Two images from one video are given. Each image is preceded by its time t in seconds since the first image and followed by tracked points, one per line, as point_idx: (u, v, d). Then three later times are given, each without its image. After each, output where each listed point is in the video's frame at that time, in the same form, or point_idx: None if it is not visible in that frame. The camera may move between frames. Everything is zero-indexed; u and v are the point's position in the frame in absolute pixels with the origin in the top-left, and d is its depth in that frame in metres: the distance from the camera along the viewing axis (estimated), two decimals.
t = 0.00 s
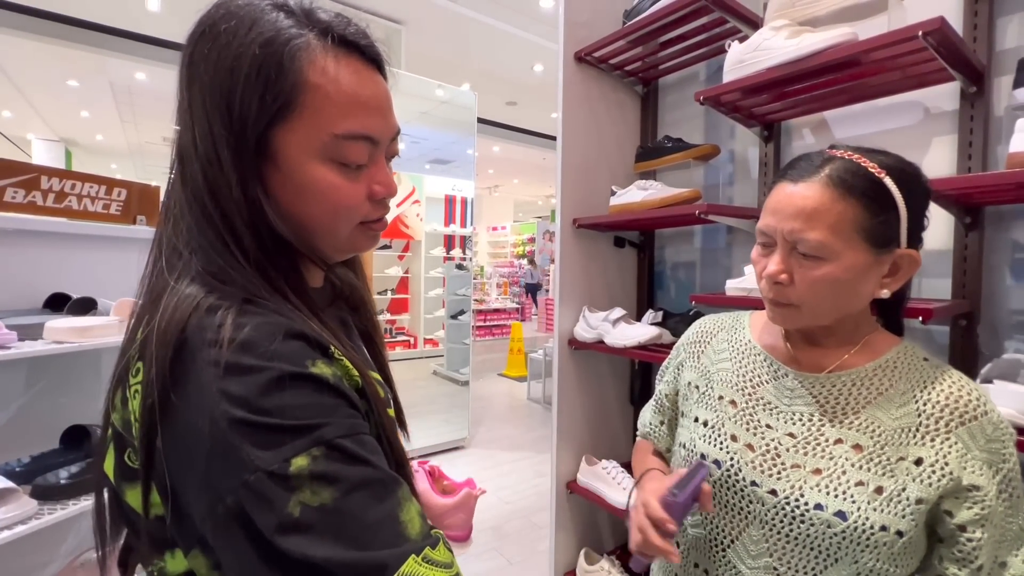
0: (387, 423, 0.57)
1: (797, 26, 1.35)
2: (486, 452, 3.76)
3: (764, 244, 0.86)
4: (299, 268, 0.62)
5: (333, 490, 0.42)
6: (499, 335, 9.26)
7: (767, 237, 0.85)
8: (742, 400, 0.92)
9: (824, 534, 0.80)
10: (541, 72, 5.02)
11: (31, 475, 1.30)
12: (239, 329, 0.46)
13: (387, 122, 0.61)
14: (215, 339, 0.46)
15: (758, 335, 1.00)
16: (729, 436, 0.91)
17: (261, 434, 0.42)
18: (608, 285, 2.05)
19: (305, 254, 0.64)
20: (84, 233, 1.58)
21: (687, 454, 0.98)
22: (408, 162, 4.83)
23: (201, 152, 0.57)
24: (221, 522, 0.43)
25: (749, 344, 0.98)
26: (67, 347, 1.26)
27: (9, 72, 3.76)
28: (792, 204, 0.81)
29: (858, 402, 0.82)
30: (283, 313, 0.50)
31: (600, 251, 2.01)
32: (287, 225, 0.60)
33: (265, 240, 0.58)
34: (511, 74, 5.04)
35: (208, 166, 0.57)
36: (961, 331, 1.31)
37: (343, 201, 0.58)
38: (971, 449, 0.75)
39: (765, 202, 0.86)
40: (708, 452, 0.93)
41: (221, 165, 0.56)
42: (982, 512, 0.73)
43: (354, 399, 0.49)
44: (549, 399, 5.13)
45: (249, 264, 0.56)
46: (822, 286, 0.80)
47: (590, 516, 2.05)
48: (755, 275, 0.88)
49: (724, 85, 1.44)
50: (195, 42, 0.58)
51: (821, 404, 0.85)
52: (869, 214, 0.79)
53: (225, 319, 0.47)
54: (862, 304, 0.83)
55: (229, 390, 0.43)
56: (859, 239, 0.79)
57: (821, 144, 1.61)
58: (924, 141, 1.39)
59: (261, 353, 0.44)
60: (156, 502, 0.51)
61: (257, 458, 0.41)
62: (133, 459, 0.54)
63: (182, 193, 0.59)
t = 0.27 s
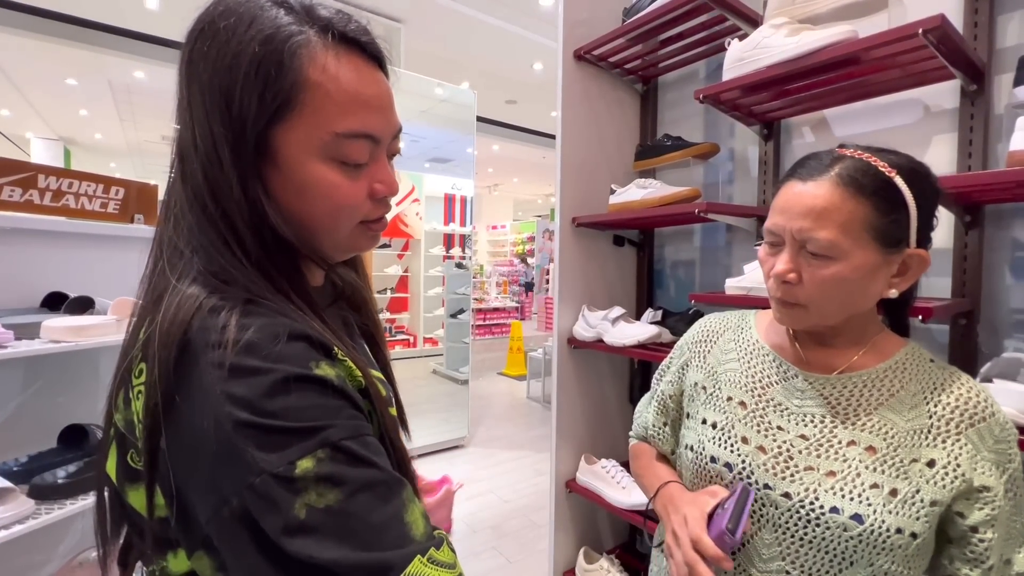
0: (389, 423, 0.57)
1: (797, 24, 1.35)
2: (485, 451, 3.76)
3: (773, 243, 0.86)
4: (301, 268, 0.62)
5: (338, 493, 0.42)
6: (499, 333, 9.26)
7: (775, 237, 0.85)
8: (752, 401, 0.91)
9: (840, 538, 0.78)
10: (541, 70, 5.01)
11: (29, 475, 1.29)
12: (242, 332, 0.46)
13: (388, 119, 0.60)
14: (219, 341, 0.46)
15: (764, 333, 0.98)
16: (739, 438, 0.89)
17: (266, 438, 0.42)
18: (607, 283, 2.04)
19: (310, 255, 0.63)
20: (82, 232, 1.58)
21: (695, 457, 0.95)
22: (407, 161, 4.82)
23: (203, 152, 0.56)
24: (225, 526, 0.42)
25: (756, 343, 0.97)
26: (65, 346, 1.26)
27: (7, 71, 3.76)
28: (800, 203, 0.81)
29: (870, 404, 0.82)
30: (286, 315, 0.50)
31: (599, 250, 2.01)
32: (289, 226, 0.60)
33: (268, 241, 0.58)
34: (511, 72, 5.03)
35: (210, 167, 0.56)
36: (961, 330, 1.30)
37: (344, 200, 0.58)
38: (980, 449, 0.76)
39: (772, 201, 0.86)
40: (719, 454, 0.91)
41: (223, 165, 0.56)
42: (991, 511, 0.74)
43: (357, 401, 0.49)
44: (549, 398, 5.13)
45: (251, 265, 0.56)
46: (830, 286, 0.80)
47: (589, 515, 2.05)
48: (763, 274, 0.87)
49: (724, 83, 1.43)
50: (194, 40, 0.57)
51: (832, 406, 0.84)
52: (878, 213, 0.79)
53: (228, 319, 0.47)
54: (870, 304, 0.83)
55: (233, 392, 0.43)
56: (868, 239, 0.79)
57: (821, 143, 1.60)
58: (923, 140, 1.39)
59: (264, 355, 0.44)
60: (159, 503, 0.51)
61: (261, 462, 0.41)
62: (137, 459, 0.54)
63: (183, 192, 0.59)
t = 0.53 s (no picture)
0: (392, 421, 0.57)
1: (798, 22, 1.34)
2: (484, 450, 3.76)
3: (776, 243, 0.86)
4: (303, 266, 0.62)
5: (340, 492, 0.41)
6: (498, 332, 9.26)
7: (778, 237, 0.84)
8: (755, 400, 0.90)
9: (842, 537, 0.78)
10: (540, 69, 5.01)
11: (27, 474, 1.29)
12: (245, 331, 0.45)
13: (390, 115, 0.60)
14: (220, 342, 0.45)
15: (769, 331, 0.98)
16: (742, 436, 0.89)
17: (267, 437, 0.41)
18: (606, 282, 2.04)
19: (313, 250, 0.63)
20: (79, 230, 1.57)
21: (697, 455, 0.95)
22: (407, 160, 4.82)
23: (205, 149, 0.56)
24: (227, 524, 0.42)
25: (761, 342, 0.96)
26: (62, 345, 1.26)
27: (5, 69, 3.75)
28: (804, 204, 0.80)
29: (874, 404, 0.81)
30: (287, 314, 0.50)
31: (599, 248, 2.00)
32: (292, 224, 0.59)
33: (271, 239, 0.57)
34: (510, 70, 5.03)
35: (212, 164, 0.56)
36: (961, 329, 1.30)
37: (346, 197, 0.57)
38: (986, 451, 0.75)
39: (776, 201, 0.86)
40: (721, 452, 0.90)
41: (225, 162, 0.55)
42: (997, 513, 0.74)
43: (359, 401, 0.48)
44: (548, 396, 5.13)
45: (253, 264, 0.55)
46: (835, 286, 0.80)
47: (589, 513, 2.05)
48: (767, 275, 0.87)
49: (724, 81, 1.43)
50: (195, 36, 0.57)
51: (836, 405, 0.84)
52: (883, 213, 0.79)
53: (228, 318, 0.47)
54: (876, 303, 0.83)
55: (234, 393, 0.42)
56: (872, 239, 0.79)
57: (821, 141, 1.60)
58: (923, 138, 1.39)
59: (265, 355, 0.44)
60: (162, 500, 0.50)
61: (263, 461, 0.41)
62: (139, 457, 0.54)
63: (185, 190, 0.58)
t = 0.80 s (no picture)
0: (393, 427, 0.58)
1: (798, 19, 1.34)
2: (484, 448, 3.76)
3: (796, 255, 0.82)
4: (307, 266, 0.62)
5: (325, 522, 0.43)
6: (498, 331, 9.27)
7: (800, 250, 0.81)
8: (760, 397, 0.91)
9: (846, 534, 0.78)
10: (540, 67, 5.00)
11: (26, 473, 1.29)
12: (254, 337, 0.46)
13: (393, 110, 0.60)
14: (224, 351, 0.45)
15: (775, 330, 0.97)
16: (746, 434, 0.89)
17: (266, 459, 0.42)
18: (606, 280, 2.04)
19: (317, 247, 0.62)
20: (78, 229, 1.56)
21: (700, 452, 0.95)
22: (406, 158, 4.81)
23: (207, 148, 0.56)
24: (216, 542, 0.43)
25: (766, 341, 0.96)
26: (61, 344, 1.25)
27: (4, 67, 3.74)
28: (826, 215, 0.77)
29: (880, 403, 0.81)
30: (295, 317, 0.50)
31: (598, 246, 2.00)
32: (297, 224, 0.59)
33: (275, 237, 0.57)
34: (509, 68, 5.02)
35: (215, 163, 0.56)
36: (961, 327, 1.30)
37: (351, 193, 0.57)
38: (993, 449, 0.75)
39: (789, 209, 0.82)
40: (725, 450, 0.90)
41: (227, 160, 0.55)
42: (1002, 511, 0.73)
43: (360, 415, 0.49)
44: (547, 394, 5.13)
45: (257, 263, 0.55)
46: (868, 293, 0.78)
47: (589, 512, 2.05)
48: (787, 286, 0.84)
49: (724, 78, 1.42)
50: (195, 31, 0.56)
51: (841, 404, 0.83)
52: (904, 216, 0.76)
53: (232, 323, 0.47)
54: (900, 302, 0.81)
55: (234, 409, 0.42)
56: (897, 243, 0.76)
57: (821, 139, 1.60)
58: (924, 135, 1.38)
59: (271, 369, 0.44)
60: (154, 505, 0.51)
61: (256, 485, 0.41)
62: (133, 462, 0.54)
63: (187, 189, 0.58)
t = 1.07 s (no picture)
0: (389, 428, 0.58)
1: (798, 16, 1.33)
2: (484, 446, 3.77)
3: (814, 259, 0.78)
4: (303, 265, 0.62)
5: (316, 525, 0.44)
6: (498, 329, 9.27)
7: (819, 254, 0.77)
8: (761, 395, 0.90)
9: (844, 530, 0.78)
10: (539, 65, 4.99)
11: (26, 472, 1.29)
12: (246, 344, 0.46)
13: (392, 109, 0.60)
14: (218, 355, 0.45)
15: (775, 330, 0.97)
16: (746, 431, 0.89)
17: (257, 462, 0.42)
18: (606, 278, 2.04)
19: (313, 247, 0.62)
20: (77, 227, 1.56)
21: (700, 449, 0.95)
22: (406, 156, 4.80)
23: (201, 145, 0.56)
24: (205, 545, 0.44)
25: (767, 339, 0.96)
26: (60, 343, 1.25)
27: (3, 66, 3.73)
28: (847, 218, 0.73)
29: (879, 399, 0.81)
30: (291, 317, 0.51)
31: (598, 244, 2.00)
32: (293, 223, 0.59)
33: (271, 236, 0.57)
34: (509, 66, 5.01)
35: (210, 162, 0.55)
36: (961, 325, 1.30)
37: (349, 193, 0.57)
38: (991, 444, 0.75)
39: (803, 212, 0.77)
40: (725, 447, 0.90)
41: (222, 159, 0.55)
42: (997, 505, 0.74)
43: (354, 418, 0.50)
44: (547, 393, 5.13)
45: (253, 262, 0.55)
46: (891, 294, 0.75)
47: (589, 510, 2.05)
48: (802, 290, 0.81)
49: (724, 76, 1.42)
50: (191, 29, 0.56)
51: (841, 401, 0.83)
52: (922, 215, 0.73)
53: (227, 323, 0.47)
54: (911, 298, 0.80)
55: (228, 414, 0.43)
56: (915, 243, 0.74)
57: (821, 137, 1.59)
58: (924, 133, 1.38)
59: (267, 373, 0.45)
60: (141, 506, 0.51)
61: (248, 490, 0.42)
62: (125, 463, 0.54)
63: (183, 187, 0.58)
